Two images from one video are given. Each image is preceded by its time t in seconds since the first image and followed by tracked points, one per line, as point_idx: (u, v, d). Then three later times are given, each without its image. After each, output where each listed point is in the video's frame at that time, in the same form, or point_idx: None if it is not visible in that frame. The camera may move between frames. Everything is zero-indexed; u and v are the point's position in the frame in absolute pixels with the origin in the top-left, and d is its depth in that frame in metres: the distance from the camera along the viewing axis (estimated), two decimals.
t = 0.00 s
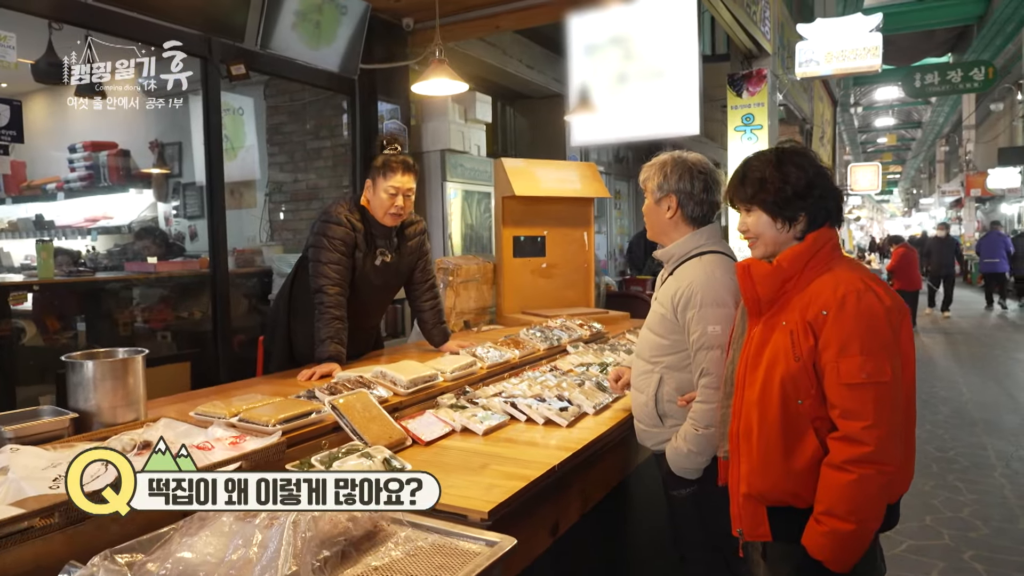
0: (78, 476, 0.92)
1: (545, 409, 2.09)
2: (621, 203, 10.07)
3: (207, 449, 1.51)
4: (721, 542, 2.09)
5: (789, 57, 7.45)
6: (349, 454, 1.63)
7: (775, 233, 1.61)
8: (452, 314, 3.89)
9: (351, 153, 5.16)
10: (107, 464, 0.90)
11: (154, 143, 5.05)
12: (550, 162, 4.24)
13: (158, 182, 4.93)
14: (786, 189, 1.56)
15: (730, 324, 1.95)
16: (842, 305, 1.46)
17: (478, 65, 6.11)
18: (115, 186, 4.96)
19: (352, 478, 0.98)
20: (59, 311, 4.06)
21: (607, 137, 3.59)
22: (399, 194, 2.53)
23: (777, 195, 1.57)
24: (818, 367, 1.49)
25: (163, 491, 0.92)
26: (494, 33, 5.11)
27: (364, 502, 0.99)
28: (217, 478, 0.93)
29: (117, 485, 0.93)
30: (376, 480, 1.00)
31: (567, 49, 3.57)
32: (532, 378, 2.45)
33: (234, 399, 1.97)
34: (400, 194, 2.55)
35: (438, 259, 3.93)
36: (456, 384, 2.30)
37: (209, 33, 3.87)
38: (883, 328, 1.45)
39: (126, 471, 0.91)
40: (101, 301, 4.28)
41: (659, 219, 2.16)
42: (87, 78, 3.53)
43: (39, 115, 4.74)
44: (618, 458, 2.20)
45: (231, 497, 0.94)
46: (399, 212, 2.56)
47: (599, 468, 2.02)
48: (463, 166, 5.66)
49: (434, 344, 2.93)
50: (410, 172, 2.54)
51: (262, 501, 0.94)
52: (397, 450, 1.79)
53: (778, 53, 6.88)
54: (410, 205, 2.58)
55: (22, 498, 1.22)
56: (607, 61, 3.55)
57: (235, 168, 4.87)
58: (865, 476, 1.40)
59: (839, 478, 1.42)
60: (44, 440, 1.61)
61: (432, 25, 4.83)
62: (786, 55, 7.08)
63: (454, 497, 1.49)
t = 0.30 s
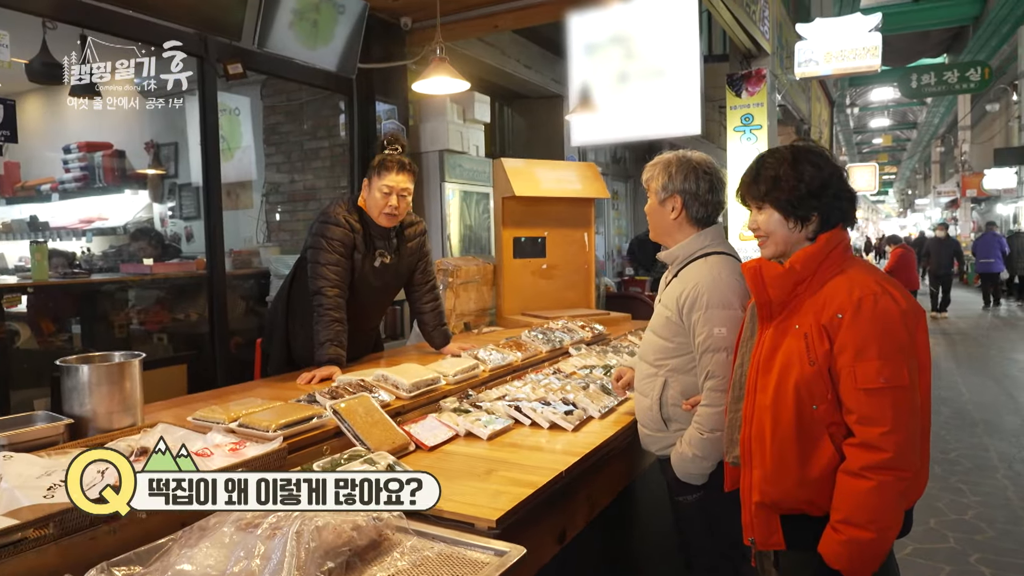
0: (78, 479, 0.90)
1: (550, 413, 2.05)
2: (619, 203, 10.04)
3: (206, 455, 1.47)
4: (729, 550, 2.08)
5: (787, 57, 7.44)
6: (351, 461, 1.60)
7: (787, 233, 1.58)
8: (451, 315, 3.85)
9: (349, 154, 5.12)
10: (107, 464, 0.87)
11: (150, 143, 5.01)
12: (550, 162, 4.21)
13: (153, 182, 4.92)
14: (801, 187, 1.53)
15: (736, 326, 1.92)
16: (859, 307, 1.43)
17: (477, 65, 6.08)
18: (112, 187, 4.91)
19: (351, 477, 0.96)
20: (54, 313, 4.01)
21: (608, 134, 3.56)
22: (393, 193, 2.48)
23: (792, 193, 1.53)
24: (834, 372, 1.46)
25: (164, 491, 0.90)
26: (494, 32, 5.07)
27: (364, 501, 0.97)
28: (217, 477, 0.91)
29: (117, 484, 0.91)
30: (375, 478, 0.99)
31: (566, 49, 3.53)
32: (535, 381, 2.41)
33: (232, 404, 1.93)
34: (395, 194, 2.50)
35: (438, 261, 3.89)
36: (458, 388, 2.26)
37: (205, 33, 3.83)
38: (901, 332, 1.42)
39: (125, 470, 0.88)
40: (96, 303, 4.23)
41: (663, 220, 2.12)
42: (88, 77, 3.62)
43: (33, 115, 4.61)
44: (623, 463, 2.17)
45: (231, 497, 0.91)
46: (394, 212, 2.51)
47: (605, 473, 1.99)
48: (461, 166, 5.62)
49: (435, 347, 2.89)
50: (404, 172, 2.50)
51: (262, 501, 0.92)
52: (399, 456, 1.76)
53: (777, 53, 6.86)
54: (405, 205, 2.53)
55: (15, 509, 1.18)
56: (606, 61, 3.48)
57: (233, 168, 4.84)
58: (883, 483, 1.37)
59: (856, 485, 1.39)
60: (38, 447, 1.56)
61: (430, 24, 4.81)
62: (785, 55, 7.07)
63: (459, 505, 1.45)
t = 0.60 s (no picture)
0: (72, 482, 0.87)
1: (552, 414, 2.03)
2: (616, 203, 10.03)
3: (203, 459, 1.44)
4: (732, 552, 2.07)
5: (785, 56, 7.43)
6: (351, 463, 1.57)
7: (780, 231, 1.57)
8: (450, 315, 3.83)
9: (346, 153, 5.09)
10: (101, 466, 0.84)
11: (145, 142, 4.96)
12: (549, 161, 4.19)
13: (148, 182, 4.78)
14: (796, 190, 1.51)
15: (740, 325, 1.90)
16: (862, 306, 1.41)
17: (475, 64, 6.05)
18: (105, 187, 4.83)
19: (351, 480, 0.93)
20: (48, 314, 3.98)
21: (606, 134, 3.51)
22: (397, 197, 2.47)
23: (786, 193, 1.52)
24: (837, 372, 1.44)
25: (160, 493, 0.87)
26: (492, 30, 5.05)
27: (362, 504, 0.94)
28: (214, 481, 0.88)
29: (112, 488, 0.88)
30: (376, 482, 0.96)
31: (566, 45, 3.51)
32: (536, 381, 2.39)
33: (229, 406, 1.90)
34: (398, 197, 2.49)
35: (436, 260, 3.87)
36: (459, 388, 2.24)
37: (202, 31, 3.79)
38: (905, 331, 1.39)
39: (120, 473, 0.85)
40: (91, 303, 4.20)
41: (665, 219, 2.10)
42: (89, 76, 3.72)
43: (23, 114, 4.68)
44: (626, 464, 2.15)
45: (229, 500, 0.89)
46: (397, 215, 2.51)
47: (608, 475, 1.97)
48: (459, 165, 5.60)
49: (434, 347, 2.86)
50: (407, 175, 2.48)
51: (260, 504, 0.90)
52: (400, 458, 1.74)
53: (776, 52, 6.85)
54: (408, 209, 2.53)
55: (8, 515, 1.15)
56: (606, 58, 3.45)
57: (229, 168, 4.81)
58: (887, 484, 1.35)
59: (860, 486, 1.37)
60: (32, 451, 1.53)
61: (428, 22, 4.82)
62: (783, 54, 7.07)
63: (462, 507, 1.43)
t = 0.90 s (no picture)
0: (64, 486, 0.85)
1: (552, 414, 2.01)
2: (613, 203, 10.03)
3: (198, 462, 1.42)
4: (733, 553, 2.05)
5: (782, 55, 7.43)
6: (349, 465, 1.55)
7: (770, 231, 1.58)
8: (448, 315, 3.81)
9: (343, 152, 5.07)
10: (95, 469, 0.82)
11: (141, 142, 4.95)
12: (547, 160, 4.17)
13: (143, 182, 4.77)
14: (779, 193, 1.52)
15: (740, 324, 1.88)
16: (859, 307, 1.40)
17: (473, 63, 6.04)
18: (101, 186, 4.81)
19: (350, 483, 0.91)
20: (43, 314, 3.96)
21: (604, 133, 3.47)
22: (403, 180, 2.46)
23: (770, 194, 1.54)
24: (834, 372, 1.43)
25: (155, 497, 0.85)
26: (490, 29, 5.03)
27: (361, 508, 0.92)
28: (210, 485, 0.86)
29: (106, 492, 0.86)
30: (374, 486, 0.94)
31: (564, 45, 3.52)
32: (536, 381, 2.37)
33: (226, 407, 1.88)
34: (404, 180, 2.48)
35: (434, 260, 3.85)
36: (458, 388, 2.23)
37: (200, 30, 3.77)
38: (903, 332, 1.38)
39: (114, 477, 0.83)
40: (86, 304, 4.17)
41: (665, 218, 2.09)
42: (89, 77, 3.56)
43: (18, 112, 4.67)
44: (625, 464, 2.14)
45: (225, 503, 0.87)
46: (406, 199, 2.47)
47: (607, 476, 1.95)
48: (456, 165, 5.59)
49: (432, 347, 2.84)
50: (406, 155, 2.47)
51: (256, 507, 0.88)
52: (399, 459, 1.73)
53: (773, 52, 6.87)
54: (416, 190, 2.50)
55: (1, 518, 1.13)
56: (603, 57, 3.43)
57: (224, 167, 4.78)
58: (883, 486, 1.34)
59: (855, 488, 1.36)
60: (25, 452, 1.51)
61: (427, 21, 4.83)
62: (780, 54, 7.06)
63: (461, 509, 1.41)
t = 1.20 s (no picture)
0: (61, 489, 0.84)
1: (553, 414, 2.00)
2: (613, 202, 10.02)
3: (198, 463, 1.41)
4: (734, 552, 2.05)
5: (781, 53, 7.42)
6: (350, 465, 1.54)
7: (770, 228, 1.58)
8: (448, 315, 3.81)
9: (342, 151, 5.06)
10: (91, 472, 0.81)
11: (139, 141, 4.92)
12: (546, 159, 4.16)
13: (142, 181, 4.77)
14: (779, 191, 1.52)
15: (741, 322, 1.88)
16: (858, 306, 1.39)
17: (472, 62, 6.03)
18: (100, 185, 4.79)
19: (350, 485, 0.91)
20: (42, 315, 3.96)
21: (604, 132, 3.45)
22: (405, 181, 2.45)
23: (771, 192, 1.53)
24: (832, 371, 1.42)
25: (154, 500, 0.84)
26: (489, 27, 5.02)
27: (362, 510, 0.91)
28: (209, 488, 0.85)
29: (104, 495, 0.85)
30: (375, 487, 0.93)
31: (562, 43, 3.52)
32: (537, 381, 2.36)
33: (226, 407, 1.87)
34: (406, 181, 2.47)
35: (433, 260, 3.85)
36: (459, 388, 2.22)
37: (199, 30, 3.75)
38: (902, 331, 1.37)
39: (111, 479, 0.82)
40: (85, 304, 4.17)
41: (667, 217, 2.08)
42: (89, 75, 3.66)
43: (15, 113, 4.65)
44: (626, 464, 2.13)
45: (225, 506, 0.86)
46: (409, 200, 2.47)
47: (609, 476, 1.95)
48: (456, 164, 5.59)
49: (433, 347, 2.84)
50: (407, 157, 2.46)
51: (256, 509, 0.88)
52: (400, 459, 1.72)
53: (772, 50, 6.87)
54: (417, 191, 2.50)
55: None
56: (603, 55, 3.42)
57: (224, 167, 4.77)
58: (881, 485, 1.34)
59: (854, 487, 1.36)
60: (24, 453, 1.51)
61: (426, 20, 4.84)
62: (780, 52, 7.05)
63: (462, 509, 1.41)
